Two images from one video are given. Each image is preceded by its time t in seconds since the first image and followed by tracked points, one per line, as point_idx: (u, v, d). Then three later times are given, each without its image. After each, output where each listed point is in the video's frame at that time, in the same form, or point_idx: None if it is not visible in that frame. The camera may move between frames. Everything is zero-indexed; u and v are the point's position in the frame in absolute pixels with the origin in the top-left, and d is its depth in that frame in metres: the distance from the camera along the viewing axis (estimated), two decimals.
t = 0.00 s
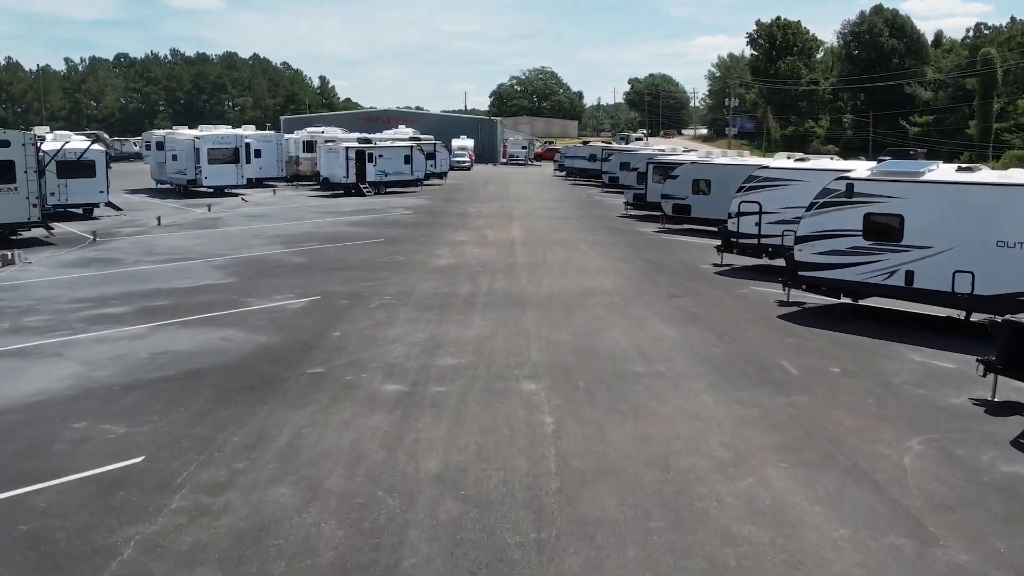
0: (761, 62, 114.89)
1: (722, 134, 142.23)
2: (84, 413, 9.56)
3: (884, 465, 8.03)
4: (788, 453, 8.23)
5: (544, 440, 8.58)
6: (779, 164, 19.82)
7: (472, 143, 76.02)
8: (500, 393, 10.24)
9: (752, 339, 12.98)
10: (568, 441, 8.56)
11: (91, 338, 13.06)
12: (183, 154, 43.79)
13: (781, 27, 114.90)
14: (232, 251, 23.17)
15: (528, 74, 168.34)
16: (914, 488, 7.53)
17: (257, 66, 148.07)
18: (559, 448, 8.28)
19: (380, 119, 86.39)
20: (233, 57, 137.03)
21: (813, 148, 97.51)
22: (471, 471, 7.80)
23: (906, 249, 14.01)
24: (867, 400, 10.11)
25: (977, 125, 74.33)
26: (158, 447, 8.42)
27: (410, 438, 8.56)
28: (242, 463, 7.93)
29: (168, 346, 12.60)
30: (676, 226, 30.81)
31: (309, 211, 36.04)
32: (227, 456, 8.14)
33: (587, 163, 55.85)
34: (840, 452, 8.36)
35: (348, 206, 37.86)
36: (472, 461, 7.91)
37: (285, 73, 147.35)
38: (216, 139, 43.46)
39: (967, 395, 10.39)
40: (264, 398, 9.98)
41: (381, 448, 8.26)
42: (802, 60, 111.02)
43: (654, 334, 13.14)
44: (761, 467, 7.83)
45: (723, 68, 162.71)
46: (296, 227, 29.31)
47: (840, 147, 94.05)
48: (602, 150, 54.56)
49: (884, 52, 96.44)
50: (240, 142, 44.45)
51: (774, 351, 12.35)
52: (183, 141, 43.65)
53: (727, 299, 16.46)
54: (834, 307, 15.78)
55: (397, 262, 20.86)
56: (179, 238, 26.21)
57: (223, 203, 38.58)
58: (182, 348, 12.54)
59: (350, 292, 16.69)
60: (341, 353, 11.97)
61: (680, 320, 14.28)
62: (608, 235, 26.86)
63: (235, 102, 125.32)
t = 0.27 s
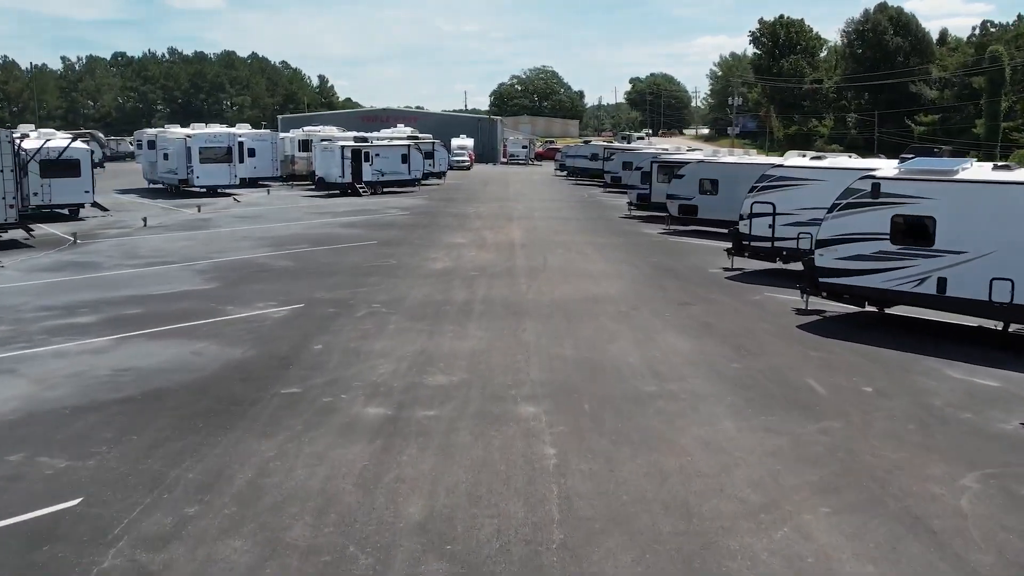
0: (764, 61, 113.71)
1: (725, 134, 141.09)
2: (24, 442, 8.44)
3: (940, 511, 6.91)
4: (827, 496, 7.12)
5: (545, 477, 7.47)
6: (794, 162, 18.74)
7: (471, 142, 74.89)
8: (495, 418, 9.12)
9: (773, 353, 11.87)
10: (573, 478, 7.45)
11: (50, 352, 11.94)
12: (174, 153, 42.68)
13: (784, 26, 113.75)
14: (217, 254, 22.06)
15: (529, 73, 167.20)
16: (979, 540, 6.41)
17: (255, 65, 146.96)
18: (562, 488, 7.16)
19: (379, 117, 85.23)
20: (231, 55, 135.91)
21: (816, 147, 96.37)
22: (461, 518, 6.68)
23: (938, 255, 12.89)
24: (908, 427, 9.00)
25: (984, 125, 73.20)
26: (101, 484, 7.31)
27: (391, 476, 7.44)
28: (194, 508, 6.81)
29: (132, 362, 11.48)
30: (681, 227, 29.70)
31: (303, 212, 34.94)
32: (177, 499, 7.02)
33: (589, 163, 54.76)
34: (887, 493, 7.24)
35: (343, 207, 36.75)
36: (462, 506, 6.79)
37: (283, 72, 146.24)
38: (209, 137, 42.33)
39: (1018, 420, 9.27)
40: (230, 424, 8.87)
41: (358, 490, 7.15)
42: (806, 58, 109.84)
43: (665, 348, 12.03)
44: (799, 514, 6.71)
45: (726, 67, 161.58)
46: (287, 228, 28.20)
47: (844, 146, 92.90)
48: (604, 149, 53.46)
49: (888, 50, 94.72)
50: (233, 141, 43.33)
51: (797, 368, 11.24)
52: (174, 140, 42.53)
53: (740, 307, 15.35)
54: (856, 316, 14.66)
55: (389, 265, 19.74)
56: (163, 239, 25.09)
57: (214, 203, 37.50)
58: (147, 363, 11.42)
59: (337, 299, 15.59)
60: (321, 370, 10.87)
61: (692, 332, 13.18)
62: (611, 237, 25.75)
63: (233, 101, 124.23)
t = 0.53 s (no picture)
0: (769, 60, 112.53)
1: (729, 134, 139.91)
2: None
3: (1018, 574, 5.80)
4: (883, 555, 6.01)
5: (548, 528, 6.36)
6: (812, 161, 17.66)
7: (473, 142, 73.79)
8: (492, 450, 8.02)
9: (799, 371, 10.76)
10: (580, 529, 6.33)
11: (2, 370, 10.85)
12: (167, 153, 41.61)
13: (789, 24, 112.58)
14: (202, 258, 20.96)
15: (531, 72, 166.08)
16: None
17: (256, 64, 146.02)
18: (567, 544, 6.06)
19: (379, 117, 84.20)
20: (232, 55, 134.95)
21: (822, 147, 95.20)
22: None
23: (979, 262, 11.77)
24: (964, 462, 7.87)
25: (994, 124, 71.96)
26: (25, 538, 6.22)
27: (367, 528, 6.34)
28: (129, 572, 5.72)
29: (90, 381, 10.39)
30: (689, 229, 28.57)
31: (298, 213, 33.86)
32: (111, 559, 5.91)
33: (593, 162, 53.65)
34: (952, 551, 6.12)
35: (339, 208, 35.65)
36: (449, 570, 5.69)
37: (284, 71, 145.18)
38: (203, 136, 41.25)
39: None
40: (188, 459, 7.78)
41: (326, 547, 6.04)
42: (812, 57, 108.60)
43: (680, 365, 10.92)
44: None
45: (730, 67, 160.40)
46: (279, 230, 27.12)
47: (851, 146, 91.75)
48: (609, 149, 52.36)
49: (896, 48, 93.46)
50: (228, 140, 42.27)
51: (828, 388, 10.12)
52: (167, 139, 41.45)
53: (758, 317, 14.24)
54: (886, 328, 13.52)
55: (383, 270, 18.64)
56: (148, 242, 24.01)
57: (208, 203, 36.68)
58: (107, 384, 10.32)
59: (324, 308, 14.49)
60: (298, 392, 9.77)
61: (708, 346, 12.06)
62: (617, 239, 24.64)
63: (233, 101, 123.20)
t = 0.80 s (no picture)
0: (774, 59, 111.30)
1: (733, 133, 138.70)
2: None
3: None
4: None
5: None
6: (833, 161, 16.53)
7: (475, 142, 72.71)
8: (486, 494, 6.90)
9: (832, 395, 9.65)
10: None
11: None
12: (160, 152, 40.54)
13: (795, 23, 111.37)
14: (186, 262, 19.88)
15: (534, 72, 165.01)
16: None
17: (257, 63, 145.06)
18: None
19: (380, 116, 83.15)
20: (232, 54, 133.98)
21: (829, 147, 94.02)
22: None
23: None
24: None
25: (1005, 123, 70.66)
26: None
27: None
28: None
29: (39, 406, 9.30)
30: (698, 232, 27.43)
31: (293, 214, 32.79)
32: None
33: (597, 162, 52.54)
34: None
35: (335, 209, 34.58)
36: None
37: (285, 70, 144.20)
38: (197, 135, 40.19)
39: None
40: (132, 507, 6.68)
41: None
42: (818, 56, 107.40)
43: (699, 387, 9.81)
44: None
45: (734, 66, 159.14)
46: (271, 233, 26.04)
47: (858, 146, 90.52)
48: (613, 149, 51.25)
49: (903, 47, 92.29)
50: (223, 139, 41.19)
51: (866, 416, 9.01)
52: (161, 137, 40.40)
53: (779, 330, 13.12)
54: (921, 342, 12.38)
55: (375, 277, 17.54)
56: (132, 246, 22.92)
57: (202, 203, 35.93)
58: (57, 409, 9.23)
59: (309, 320, 13.40)
60: (269, 421, 8.66)
61: (728, 364, 10.95)
62: (623, 243, 23.52)
63: (233, 101, 122.26)
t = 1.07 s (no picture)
0: (780, 58, 109.97)
1: (738, 133, 137.45)
2: None
3: None
4: None
5: None
6: (858, 160, 15.43)
7: (477, 141, 71.69)
8: (476, 554, 5.80)
9: (872, 422, 8.55)
10: None
11: None
12: (153, 151, 39.48)
13: (801, 21, 110.12)
14: (168, 267, 18.80)
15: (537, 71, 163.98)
16: None
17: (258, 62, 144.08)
18: None
19: (381, 115, 82.07)
20: (233, 53, 132.98)
21: (835, 146, 92.80)
22: None
23: None
24: None
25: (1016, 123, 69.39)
26: None
27: None
28: None
29: None
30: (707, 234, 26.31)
31: (287, 215, 31.72)
32: None
33: (601, 162, 51.47)
34: None
35: (331, 210, 33.50)
36: None
37: (286, 69, 143.23)
38: (190, 134, 39.14)
39: None
40: (54, 571, 5.58)
41: None
42: (824, 54, 106.12)
43: (721, 414, 8.70)
44: None
45: (739, 65, 157.91)
46: (261, 235, 24.96)
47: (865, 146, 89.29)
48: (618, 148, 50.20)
49: (911, 46, 90.99)
50: (217, 138, 40.12)
51: (914, 449, 7.90)
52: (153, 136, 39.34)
53: (804, 343, 12.01)
54: (961, 359, 11.25)
55: (366, 283, 16.44)
56: (115, 249, 21.86)
57: (195, 203, 34.96)
58: None
59: (291, 332, 12.31)
60: (231, 456, 7.56)
61: (751, 386, 9.84)
62: (630, 246, 22.42)
63: (234, 100, 121.35)
